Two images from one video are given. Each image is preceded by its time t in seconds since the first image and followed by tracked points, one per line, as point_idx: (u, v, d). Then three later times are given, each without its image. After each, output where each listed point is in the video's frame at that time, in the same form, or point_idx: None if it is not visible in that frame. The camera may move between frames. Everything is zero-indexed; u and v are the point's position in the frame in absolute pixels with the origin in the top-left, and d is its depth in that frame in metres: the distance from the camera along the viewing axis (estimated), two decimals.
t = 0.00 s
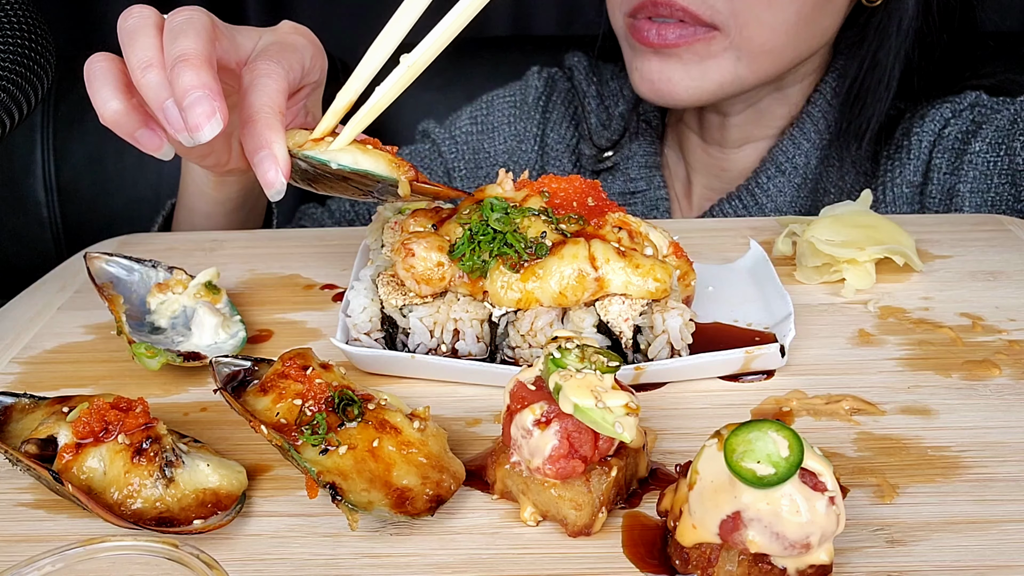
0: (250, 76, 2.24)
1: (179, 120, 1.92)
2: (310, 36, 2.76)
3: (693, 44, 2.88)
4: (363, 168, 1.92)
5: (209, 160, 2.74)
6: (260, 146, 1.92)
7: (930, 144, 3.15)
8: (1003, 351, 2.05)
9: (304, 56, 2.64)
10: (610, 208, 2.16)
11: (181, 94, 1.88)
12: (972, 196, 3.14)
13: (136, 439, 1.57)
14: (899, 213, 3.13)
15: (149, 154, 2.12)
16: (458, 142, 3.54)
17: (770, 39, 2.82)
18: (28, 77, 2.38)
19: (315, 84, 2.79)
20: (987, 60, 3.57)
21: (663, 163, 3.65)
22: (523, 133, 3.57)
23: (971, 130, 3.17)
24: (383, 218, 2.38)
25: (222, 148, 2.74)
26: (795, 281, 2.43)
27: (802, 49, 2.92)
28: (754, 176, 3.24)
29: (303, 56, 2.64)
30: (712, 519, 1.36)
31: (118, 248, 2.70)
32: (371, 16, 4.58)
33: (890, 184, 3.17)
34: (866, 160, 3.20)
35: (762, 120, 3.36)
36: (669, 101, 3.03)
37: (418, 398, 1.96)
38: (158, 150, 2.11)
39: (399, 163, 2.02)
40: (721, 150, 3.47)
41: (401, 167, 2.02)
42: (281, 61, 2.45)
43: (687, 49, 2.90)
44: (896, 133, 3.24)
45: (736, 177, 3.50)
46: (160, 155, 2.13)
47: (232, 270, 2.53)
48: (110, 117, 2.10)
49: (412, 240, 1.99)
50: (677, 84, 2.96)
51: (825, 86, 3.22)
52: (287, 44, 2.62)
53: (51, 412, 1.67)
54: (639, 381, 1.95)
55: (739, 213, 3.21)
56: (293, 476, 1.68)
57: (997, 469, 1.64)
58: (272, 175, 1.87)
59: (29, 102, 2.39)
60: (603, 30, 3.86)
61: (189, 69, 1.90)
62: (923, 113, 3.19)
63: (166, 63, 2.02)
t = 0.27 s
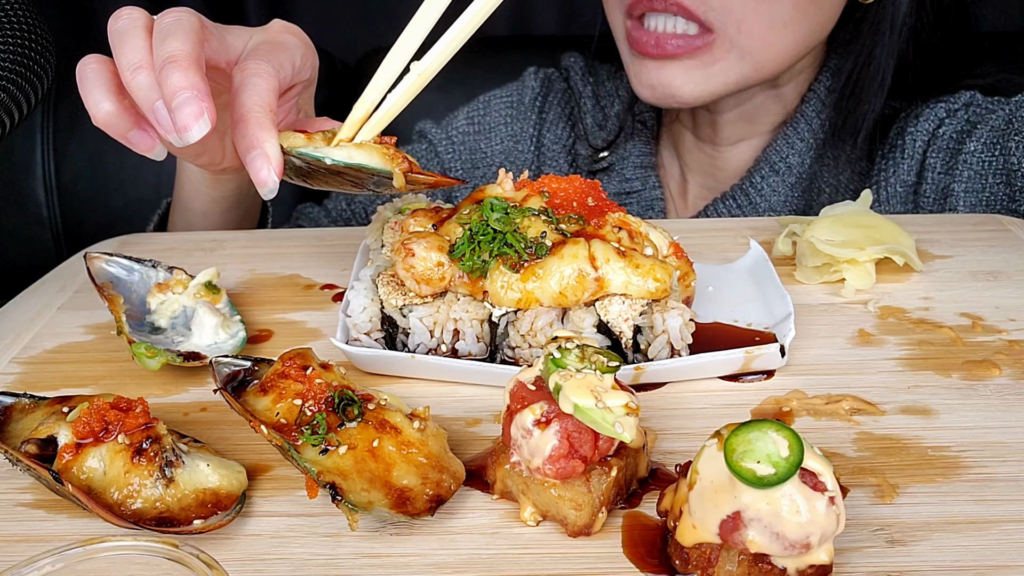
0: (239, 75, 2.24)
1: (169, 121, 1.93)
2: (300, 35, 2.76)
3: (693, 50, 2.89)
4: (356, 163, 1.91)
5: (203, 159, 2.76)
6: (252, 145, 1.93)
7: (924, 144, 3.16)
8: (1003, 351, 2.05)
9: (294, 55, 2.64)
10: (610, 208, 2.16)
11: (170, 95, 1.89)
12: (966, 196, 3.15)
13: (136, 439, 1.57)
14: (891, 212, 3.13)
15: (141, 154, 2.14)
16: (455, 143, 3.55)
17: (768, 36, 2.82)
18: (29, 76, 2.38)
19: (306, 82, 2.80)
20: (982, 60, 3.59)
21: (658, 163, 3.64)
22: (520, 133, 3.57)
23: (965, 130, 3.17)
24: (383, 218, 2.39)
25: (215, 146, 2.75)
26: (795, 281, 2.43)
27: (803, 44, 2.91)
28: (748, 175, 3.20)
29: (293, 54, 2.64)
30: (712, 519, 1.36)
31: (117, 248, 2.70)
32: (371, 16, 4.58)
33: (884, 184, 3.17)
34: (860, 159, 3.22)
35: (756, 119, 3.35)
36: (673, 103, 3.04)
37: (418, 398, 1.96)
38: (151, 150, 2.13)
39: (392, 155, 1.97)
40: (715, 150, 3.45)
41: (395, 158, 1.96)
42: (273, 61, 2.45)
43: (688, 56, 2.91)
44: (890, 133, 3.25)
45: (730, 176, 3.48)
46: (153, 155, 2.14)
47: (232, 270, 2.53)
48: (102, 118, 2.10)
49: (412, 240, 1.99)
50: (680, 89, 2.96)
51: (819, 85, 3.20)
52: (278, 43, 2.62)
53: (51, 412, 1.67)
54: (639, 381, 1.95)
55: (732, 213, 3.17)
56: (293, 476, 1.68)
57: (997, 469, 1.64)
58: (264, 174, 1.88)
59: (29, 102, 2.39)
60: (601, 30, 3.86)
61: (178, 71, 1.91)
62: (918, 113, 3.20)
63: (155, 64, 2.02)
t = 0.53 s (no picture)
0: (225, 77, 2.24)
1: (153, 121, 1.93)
2: (286, 37, 2.76)
3: (696, 36, 2.88)
4: (335, 163, 1.92)
5: (194, 160, 2.75)
6: (232, 144, 1.94)
7: (924, 143, 3.16)
8: (1003, 351, 2.05)
9: (280, 57, 2.65)
10: (609, 208, 2.16)
11: (153, 96, 1.89)
12: (968, 195, 3.13)
13: (136, 439, 1.57)
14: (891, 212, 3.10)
15: (128, 155, 2.14)
16: (452, 143, 3.56)
17: (768, 29, 2.83)
18: (29, 77, 2.38)
19: (292, 84, 2.79)
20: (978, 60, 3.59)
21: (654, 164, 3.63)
22: (516, 134, 3.57)
23: (967, 129, 3.18)
24: (383, 218, 2.39)
25: (204, 148, 2.74)
26: (795, 281, 2.43)
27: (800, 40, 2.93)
28: (744, 175, 3.19)
29: (279, 56, 2.65)
30: (713, 519, 1.36)
31: (118, 248, 2.70)
32: (371, 16, 4.58)
33: (884, 184, 3.13)
34: (856, 158, 3.23)
35: (752, 119, 3.34)
36: (672, 96, 3.01)
37: (417, 398, 1.96)
38: (137, 150, 2.13)
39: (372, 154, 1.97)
40: (712, 149, 3.45)
41: (374, 158, 1.96)
42: (256, 63, 2.46)
43: (688, 40, 2.89)
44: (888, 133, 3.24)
45: (727, 175, 3.48)
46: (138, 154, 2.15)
47: (232, 270, 2.53)
48: (90, 118, 2.10)
49: (412, 240, 1.99)
50: (678, 79, 2.95)
51: (814, 85, 3.20)
52: (264, 46, 2.62)
53: (51, 412, 1.67)
54: (639, 381, 1.95)
55: (730, 213, 3.16)
56: (293, 476, 1.68)
57: (997, 469, 1.64)
58: (245, 173, 1.89)
59: (29, 102, 2.39)
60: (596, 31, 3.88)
61: (161, 71, 1.91)
62: (916, 112, 3.21)
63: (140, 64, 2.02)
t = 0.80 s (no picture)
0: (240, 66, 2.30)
1: (179, 109, 1.93)
2: (303, 32, 2.75)
3: (687, 30, 2.88)
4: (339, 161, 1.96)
5: (205, 153, 2.76)
6: (249, 131, 1.99)
7: (926, 144, 3.15)
8: (1003, 351, 2.05)
9: (296, 50, 2.66)
10: (610, 208, 2.16)
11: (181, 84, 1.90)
12: (969, 196, 3.14)
13: (136, 439, 1.57)
14: (891, 212, 3.11)
15: (145, 145, 2.12)
16: (455, 141, 3.54)
17: (765, 27, 2.82)
18: (29, 77, 2.38)
19: (308, 79, 2.79)
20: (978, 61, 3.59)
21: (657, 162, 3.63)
22: (518, 131, 3.57)
23: (969, 130, 3.17)
24: (383, 218, 2.39)
25: (217, 140, 2.76)
26: (795, 281, 2.43)
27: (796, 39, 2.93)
28: (746, 173, 3.18)
29: (294, 49, 2.65)
30: (712, 519, 1.36)
31: (118, 248, 2.70)
32: (371, 16, 4.58)
33: (885, 183, 3.14)
34: (857, 157, 3.24)
35: (752, 116, 3.35)
36: (664, 88, 3.02)
37: (417, 398, 1.96)
38: (154, 141, 2.11)
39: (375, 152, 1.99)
40: (712, 144, 3.46)
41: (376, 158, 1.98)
42: (273, 55, 2.47)
43: (680, 33, 2.89)
44: (890, 133, 3.24)
45: (728, 172, 3.49)
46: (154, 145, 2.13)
47: (232, 269, 2.53)
48: (107, 109, 2.09)
49: (412, 240, 1.99)
50: (672, 72, 2.96)
51: (816, 84, 3.19)
52: (281, 39, 2.63)
53: (51, 412, 1.67)
54: (639, 381, 1.95)
55: (731, 211, 3.15)
56: (293, 476, 1.68)
57: (997, 469, 1.64)
58: (263, 159, 1.94)
59: (29, 102, 2.39)
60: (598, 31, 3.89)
61: (189, 60, 1.93)
62: (918, 112, 3.20)
63: (165, 54, 2.03)
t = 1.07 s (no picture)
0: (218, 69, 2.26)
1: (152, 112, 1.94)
2: (283, 31, 2.76)
3: (674, 35, 2.88)
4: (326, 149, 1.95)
5: (194, 153, 2.75)
6: (225, 131, 1.98)
7: (923, 144, 3.16)
8: (1003, 351, 2.05)
9: (274, 49, 2.65)
10: (610, 208, 2.16)
11: (151, 87, 1.91)
12: (966, 198, 3.14)
13: (136, 439, 1.57)
14: (888, 212, 3.11)
15: (127, 149, 2.12)
16: (453, 140, 3.55)
17: (754, 30, 2.81)
18: (28, 76, 2.38)
19: (290, 76, 2.77)
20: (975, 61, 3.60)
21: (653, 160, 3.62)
22: (516, 130, 3.57)
23: (967, 132, 3.17)
24: (383, 218, 2.39)
25: (204, 141, 2.75)
26: (795, 281, 2.43)
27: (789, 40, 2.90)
28: (741, 171, 3.18)
29: (272, 48, 2.65)
30: (712, 519, 1.36)
31: (118, 248, 2.70)
32: (371, 16, 4.59)
33: (880, 181, 3.14)
34: (853, 156, 3.26)
35: (748, 114, 3.34)
36: (655, 88, 3.04)
37: (417, 398, 1.96)
38: (135, 143, 2.11)
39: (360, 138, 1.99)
40: (707, 144, 3.45)
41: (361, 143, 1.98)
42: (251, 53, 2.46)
43: (667, 38, 2.89)
44: (887, 133, 3.24)
45: (723, 171, 3.48)
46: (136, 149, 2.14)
47: (232, 269, 2.53)
48: (86, 115, 2.10)
49: (412, 240, 1.99)
50: (662, 75, 2.97)
51: (811, 83, 3.19)
52: (258, 38, 2.63)
53: (51, 412, 1.67)
54: (639, 381, 1.95)
55: (726, 209, 3.15)
56: (293, 476, 1.68)
57: (997, 469, 1.64)
58: (242, 157, 1.94)
59: (30, 102, 2.39)
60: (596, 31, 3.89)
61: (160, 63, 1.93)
62: (916, 113, 3.21)
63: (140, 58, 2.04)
